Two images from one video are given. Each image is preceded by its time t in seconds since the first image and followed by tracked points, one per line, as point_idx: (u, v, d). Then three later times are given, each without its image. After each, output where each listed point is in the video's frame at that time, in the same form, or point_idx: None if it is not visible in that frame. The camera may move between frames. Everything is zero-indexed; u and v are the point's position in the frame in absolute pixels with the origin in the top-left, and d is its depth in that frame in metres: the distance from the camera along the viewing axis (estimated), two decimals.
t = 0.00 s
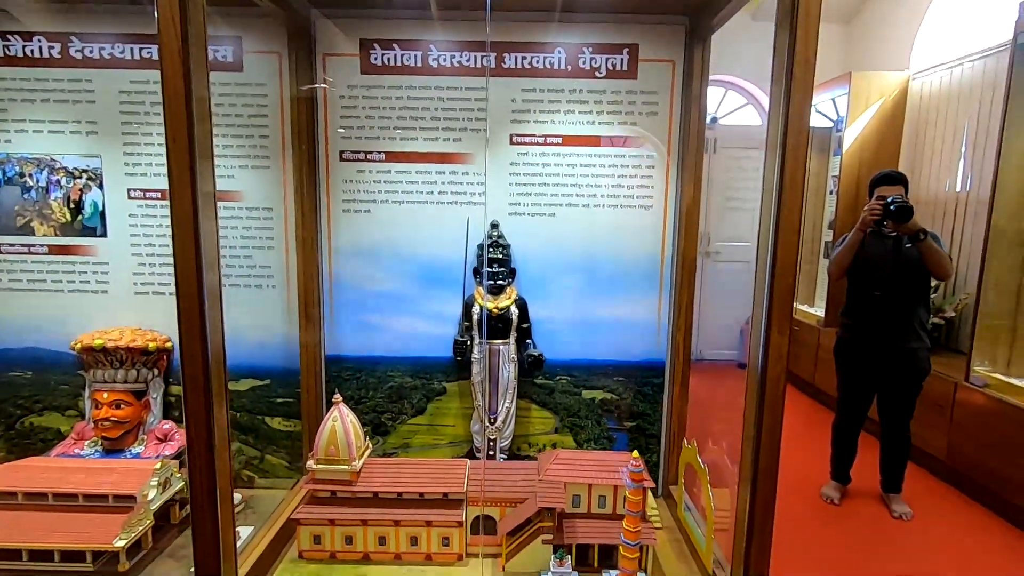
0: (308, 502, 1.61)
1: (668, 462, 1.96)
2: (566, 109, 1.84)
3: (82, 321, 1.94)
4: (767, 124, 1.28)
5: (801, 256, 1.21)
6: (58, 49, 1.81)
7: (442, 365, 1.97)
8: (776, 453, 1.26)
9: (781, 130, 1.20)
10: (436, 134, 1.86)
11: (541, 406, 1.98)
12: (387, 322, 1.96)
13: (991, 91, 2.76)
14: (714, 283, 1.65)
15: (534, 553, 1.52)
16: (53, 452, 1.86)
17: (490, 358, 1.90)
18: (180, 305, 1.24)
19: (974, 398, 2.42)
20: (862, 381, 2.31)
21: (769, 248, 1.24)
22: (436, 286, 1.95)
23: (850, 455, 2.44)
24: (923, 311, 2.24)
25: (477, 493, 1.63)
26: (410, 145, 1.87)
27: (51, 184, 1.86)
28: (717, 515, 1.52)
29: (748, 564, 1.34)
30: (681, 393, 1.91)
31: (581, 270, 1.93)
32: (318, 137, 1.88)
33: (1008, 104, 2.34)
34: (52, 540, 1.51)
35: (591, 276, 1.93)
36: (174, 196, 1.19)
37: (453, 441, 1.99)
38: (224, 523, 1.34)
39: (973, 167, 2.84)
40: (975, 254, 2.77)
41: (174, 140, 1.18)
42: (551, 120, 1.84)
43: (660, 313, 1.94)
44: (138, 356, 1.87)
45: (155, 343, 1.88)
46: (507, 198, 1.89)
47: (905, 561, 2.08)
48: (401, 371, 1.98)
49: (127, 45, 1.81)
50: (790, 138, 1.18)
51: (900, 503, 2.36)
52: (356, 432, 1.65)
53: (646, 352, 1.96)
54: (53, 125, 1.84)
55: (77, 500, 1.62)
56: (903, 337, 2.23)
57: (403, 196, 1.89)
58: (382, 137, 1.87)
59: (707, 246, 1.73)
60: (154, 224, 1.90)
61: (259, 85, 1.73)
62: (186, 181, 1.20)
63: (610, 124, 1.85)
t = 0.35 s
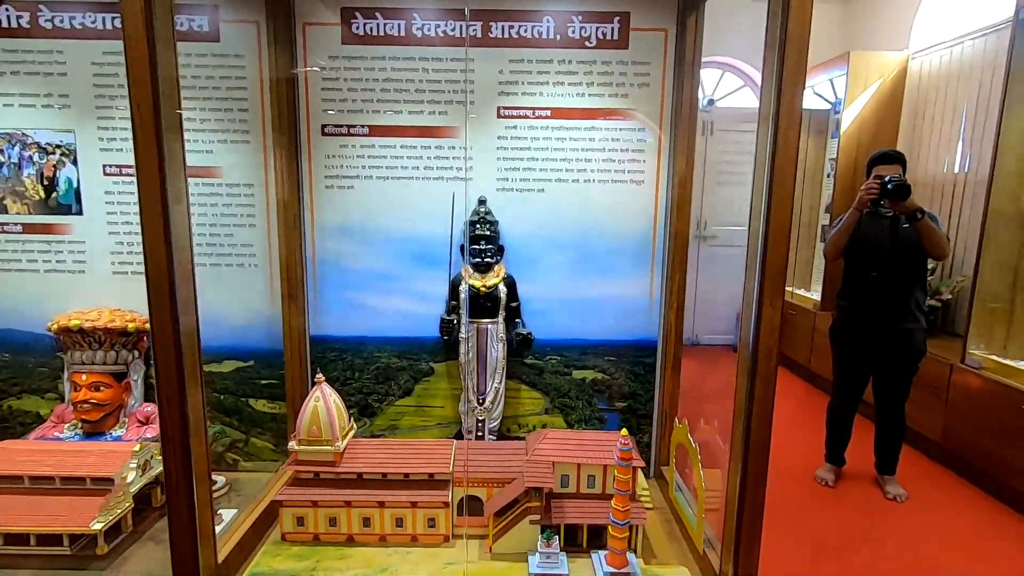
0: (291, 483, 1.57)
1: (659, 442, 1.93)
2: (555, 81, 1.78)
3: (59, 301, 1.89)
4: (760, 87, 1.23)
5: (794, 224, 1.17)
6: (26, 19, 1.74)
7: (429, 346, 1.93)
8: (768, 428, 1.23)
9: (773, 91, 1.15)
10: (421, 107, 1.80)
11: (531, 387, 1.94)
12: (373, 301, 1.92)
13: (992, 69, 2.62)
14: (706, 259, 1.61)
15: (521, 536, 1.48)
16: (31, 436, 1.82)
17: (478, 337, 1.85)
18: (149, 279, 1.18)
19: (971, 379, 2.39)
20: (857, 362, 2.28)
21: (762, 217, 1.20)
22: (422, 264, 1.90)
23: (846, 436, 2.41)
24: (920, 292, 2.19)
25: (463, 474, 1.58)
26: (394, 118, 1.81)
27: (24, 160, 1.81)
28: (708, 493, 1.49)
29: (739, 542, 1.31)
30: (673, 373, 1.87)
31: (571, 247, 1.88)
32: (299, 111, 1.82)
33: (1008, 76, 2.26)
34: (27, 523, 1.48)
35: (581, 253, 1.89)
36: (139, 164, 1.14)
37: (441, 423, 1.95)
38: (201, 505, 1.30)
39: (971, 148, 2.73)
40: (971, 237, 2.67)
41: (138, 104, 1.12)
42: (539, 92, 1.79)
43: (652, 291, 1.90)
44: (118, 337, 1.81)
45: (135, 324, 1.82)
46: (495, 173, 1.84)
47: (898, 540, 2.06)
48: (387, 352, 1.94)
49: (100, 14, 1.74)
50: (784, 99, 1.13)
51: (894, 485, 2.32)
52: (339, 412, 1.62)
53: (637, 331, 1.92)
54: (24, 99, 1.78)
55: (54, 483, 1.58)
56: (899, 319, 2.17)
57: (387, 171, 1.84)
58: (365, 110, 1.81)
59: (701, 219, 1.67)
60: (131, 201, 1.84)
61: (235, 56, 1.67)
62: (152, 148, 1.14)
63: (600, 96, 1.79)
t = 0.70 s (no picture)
0: (268, 476, 1.53)
1: (649, 433, 1.89)
2: (541, 59, 1.71)
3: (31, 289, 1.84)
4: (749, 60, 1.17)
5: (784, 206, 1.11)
6: None
7: (412, 334, 1.88)
8: (755, 420, 1.18)
9: (763, 64, 1.09)
10: (401, 87, 1.74)
11: (517, 376, 1.89)
12: (354, 289, 1.86)
13: (997, 49, 2.47)
14: (696, 244, 1.55)
15: (502, 529, 1.45)
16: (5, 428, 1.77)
17: (462, 326, 1.82)
18: (106, 265, 1.12)
19: (971, 367, 2.34)
20: (853, 351, 2.23)
21: (750, 199, 1.14)
22: (404, 251, 1.84)
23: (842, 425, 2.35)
24: (919, 279, 2.13)
25: (444, 466, 1.55)
26: (373, 99, 1.74)
27: None
28: (696, 486, 1.45)
29: (725, 536, 1.27)
30: (663, 361, 1.82)
31: (558, 232, 1.83)
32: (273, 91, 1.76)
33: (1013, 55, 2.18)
34: None
35: (568, 238, 1.83)
36: (93, 144, 1.07)
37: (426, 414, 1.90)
38: (168, 500, 1.25)
39: (974, 132, 2.59)
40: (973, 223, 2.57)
41: (88, 78, 1.05)
42: (524, 71, 1.72)
43: (641, 278, 1.84)
44: (90, 326, 1.73)
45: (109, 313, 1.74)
46: (479, 156, 1.78)
47: (893, 529, 2.02)
48: (370, 341, 1.89)
49: None
50: (774, 71, 1.06)
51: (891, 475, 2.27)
52: (315, 402, 1.57)
53: (626, 319, 1.86)
54: None
55: (23, 477, 1.53)
56: (897, 306, 2.12)
57: (367, 154, 1.78)
58: (343, 90, 1.75)
59: (691, 203, 1.61)
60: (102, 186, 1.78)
61: (206, 34, 1.59)
62: (106, 127, 1.08)
63: (586, 75, 1.73)
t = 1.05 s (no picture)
0: (256, 473, 1.50)
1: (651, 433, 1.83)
2: (541, 46, 1.65)
3: (26, 280, 1.83)
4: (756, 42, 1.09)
5: (789, 198, 1.04)
6: None
7: (407, 330, 1.84)
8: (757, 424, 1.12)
9: (770, 46, 1.02)
10: (397, 75, 1.69)
11: (515, 373, 1.84)
12: (349, 283, 1.82)
13: None
14: (700, 239, 1.48)
15: (493, 533, 1.40)
16: None
17: (458, 321, 1.76)
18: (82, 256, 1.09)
19: (993, 370, 2.24)
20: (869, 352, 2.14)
21: (754, 191, 1.07)
22: (400, 244, 1.79)
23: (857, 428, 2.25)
24: (939, 277, 2.04)
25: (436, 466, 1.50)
26: (368, 87, 1.69)
27: None
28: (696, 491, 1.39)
29: (724, 544, 1.21)
30: (665, 361, 1.76)
31: (557, 225, 1.77)
32: (266, 80, 1.71)
33: None
34: None
35: (569, 232, 1.77)
36: (67, 131, 1.04)
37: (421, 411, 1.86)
38: (148, 497, 1.21)
39: (999, 125, 2.48)
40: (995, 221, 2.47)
41: (61, 61, 1.02)
42: (523, 58, 1.66)
43: (644, 274, 1.78)
44: (82, 318, 1.73)
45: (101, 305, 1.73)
46: (476, 146, 1.72)
47: (906, 536, 1.94)
48: (364, 336, 1.85)
49: None
50: (779, 55, 1.00)
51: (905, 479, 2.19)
52: (305, 398, 1.53)
53: (628, 316, 1.80)
54: None
55: (11, 470, 1.52)
56: (916, 306, 2.03)
57: (361, 144, 1.73)
58: (337, 78, 1.70)
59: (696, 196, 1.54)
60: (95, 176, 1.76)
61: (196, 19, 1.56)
62: (80, 114, 1.04)
63: (588, 63, 1.66)
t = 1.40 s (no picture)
0: (262, 470, 1.50)
1: (662, 437, 1.79)
2: (552, 42, 1.62)
3: (47, 275, 1.86)
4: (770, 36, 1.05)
5: (802, 199, 1.00)
6: None
7: (416, 329, 1.83)
8: (766, 435, 1.08)
9: (784, 40, 0.97)
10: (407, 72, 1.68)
11: (524, 375, 1.82)
12: (359, 281, 1.82)
13: None
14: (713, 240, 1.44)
15: (497, 536, 1.38)
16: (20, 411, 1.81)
17: (466, 321, 1.75)
18: (88, 255, 1.10)
19: None
20: (896, 359, 2.02)
21: (766, 192, 1.03)
22: (409, 242, 1.79)
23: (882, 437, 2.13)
24: (973, 280, 1.91)
25: (439, 467, 1.46)
26: (379, 84, 1.69)
27: (8, 131, 1.76)
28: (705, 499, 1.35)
29: (731, 555, 1.17)
30: (678, 364, 1.71)
31: (568, 224, 1.74)
32: (278, 77, 1.71)
33: None
34: None
35: (580, 232, 1.74)
36: (73, 131, 1.05)
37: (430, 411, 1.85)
38: (152, 492, 1.23)
39: None
40: None
41: (67, 62, 1.03)
42: (534, 54, 1.63)
43: (657, 275, 1.73)
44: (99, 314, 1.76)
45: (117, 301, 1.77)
46: (486, 144, 1.70)
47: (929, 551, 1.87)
48: (374, 335, 1.84)
49: None
50: (793, 50, 0.95)
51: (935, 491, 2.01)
52: (310, 395, 1.53)
53: (640, 318, 1.76)
54: (5, 68, 1.73)
55: (27, 461, 1.55)
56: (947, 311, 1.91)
57: (371, 142, 1.73)
58: (348, 76, 1.69)
59: (710, 197, 1.50)
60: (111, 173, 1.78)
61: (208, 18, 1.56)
62: (86, 114, 1.05)
63: (600, 59, 1.62)
